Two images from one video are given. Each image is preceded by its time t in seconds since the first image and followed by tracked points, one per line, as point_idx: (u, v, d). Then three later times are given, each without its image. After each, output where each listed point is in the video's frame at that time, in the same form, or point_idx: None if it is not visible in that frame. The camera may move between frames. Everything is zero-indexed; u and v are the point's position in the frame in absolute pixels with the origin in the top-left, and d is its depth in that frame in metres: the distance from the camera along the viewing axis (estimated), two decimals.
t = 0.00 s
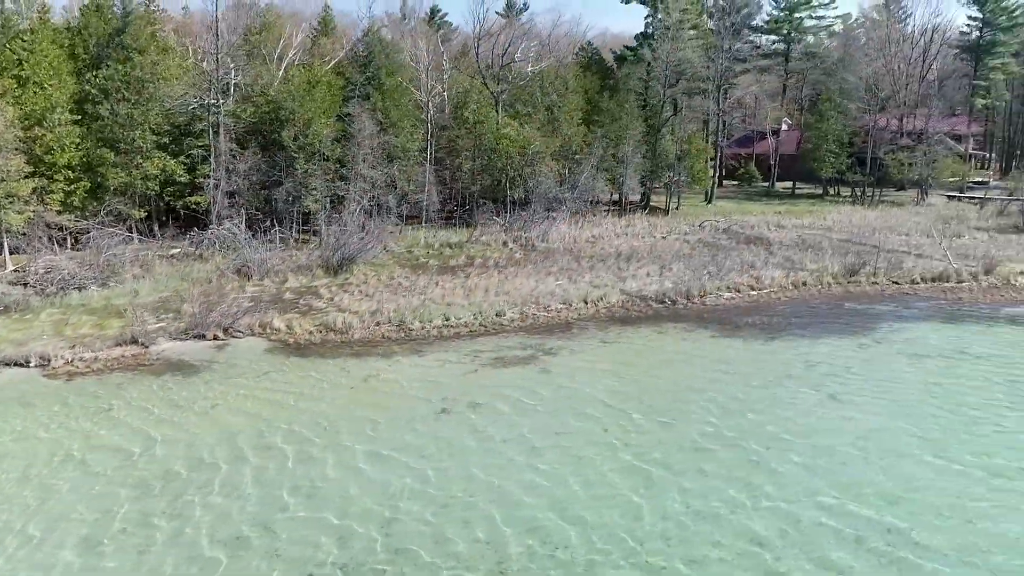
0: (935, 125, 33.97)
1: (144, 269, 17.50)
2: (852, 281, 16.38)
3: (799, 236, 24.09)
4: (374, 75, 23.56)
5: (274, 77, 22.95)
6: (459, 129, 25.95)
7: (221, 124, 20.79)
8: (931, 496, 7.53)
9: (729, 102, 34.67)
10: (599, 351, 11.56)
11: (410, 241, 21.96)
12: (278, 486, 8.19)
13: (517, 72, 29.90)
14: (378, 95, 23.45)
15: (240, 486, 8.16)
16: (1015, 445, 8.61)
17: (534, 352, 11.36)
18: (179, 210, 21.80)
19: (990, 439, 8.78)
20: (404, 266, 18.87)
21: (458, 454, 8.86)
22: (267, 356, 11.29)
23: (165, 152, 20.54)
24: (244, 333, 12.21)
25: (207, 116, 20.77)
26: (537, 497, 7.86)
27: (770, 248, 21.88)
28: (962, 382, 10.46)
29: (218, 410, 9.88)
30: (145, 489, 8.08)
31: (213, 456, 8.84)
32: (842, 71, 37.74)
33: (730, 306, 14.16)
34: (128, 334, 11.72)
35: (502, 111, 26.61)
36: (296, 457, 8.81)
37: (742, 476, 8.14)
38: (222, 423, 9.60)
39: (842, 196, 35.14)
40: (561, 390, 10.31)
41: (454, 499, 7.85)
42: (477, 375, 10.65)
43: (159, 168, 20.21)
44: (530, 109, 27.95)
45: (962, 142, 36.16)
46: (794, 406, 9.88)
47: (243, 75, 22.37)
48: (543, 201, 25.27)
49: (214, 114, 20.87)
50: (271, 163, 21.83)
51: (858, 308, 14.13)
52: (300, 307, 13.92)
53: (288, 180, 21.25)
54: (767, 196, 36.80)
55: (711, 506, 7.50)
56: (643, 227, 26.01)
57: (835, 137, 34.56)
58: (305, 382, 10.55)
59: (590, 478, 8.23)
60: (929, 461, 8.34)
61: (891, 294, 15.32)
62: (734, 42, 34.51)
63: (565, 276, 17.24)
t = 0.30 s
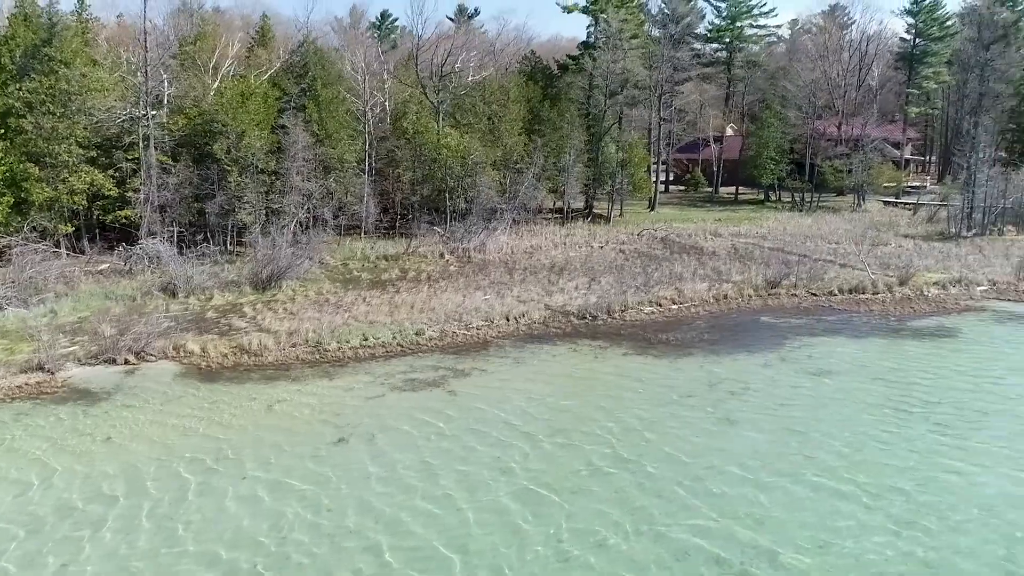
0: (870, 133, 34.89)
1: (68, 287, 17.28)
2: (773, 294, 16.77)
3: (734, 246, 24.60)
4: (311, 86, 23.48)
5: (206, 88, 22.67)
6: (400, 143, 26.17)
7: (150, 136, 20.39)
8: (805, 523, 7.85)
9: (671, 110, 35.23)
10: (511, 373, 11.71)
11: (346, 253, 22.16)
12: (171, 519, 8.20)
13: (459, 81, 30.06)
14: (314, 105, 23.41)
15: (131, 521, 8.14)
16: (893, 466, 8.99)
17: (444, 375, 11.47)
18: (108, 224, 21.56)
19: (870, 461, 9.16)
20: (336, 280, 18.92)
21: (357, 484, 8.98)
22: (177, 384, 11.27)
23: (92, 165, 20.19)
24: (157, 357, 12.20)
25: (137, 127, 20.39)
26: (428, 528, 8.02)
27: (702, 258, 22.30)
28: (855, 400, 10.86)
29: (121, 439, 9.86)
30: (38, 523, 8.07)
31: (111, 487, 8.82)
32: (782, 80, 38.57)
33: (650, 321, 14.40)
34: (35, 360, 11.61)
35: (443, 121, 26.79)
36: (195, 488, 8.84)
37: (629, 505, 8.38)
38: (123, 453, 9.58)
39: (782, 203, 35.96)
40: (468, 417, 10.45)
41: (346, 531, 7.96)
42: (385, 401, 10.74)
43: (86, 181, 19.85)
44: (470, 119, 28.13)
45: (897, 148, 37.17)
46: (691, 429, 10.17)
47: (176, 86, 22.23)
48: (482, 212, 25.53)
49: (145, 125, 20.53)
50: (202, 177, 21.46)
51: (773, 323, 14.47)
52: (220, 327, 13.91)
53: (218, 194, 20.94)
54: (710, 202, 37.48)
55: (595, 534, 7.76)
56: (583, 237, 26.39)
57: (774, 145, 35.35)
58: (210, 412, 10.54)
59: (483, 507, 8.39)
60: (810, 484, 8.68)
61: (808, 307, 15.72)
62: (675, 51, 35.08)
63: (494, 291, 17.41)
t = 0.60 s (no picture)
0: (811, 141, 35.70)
1: None
2: (698, 307, 17.12)
3: (672, 256, 25.01)
4: (246, 98, 23.57)
5: (140, 101, 22.37)
6: (341, 154, 26.26)
7: (82, 149, 20.03)
8: (688, 547, 8.15)
9: (616, 118, 35.68)
10: (426, 396, 11.81)
11: (283, 266, 22.34)
12: (66, 554, 8.16)
13: (402, 91, 30.14)
14: (251, 118, 23.39)
15: (24, 557, 8.09)
16: (783, 489, 9.34)
17: (357, 399, 11.54)
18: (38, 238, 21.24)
19: (761, 484, 9.49)
20: (269, 296, 18.92)
21: (260, 512, 9.06)
22: (87, 412, 11.21)
23: (20, 179, 19.78)
24: (70, 382, 12.11)
25: (67, 141, 20.02)
26: (324, 557, 8.14)
27: (638, 269, 22.63)
28: (757, 418, 11.23)
29: (22, 471, 9.77)
30: None
31: (9, 522, 8.74)
32: (726, 88, 39.28)
33: (572, 337, 14.65)
34: None
35: (385, 132, 26.92)
36: (95, 520, 8.82)
37: (524, 531, 8.59)
38: (23, 484, 9.50)
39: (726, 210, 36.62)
40: (378, 443, 10.54)
41: (242, 563, 8.04)
42: (295, 426, 10.82)
43: (15, 195, 19.39)
44: (412, 130, 28.26)
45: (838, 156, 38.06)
46: (596, 452, 10.40)
47: (109, 98, 21.87)
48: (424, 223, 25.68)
49: (75, 139, 20.16)
50: (135, 192, 21.21)
51: (693, 338, 14.78)
52: (140, 349, 13.83)
53: (152, 208, 20.79)
54: (657, 209, 38.00)
55: (487, 562, 7.97)
56: (525, 247, 26.66)
57: (718, 153, 35.97)
58: (117, 441, 10.50)
59: (381, 536, 8.54)
60: (699, 506, 9.01)
61: (730, 320, 16.07)
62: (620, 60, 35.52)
63: (425, 306, 17.51)
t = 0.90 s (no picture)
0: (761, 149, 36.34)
1: None
2: (632, 322, 17.42)
3: (618, 266, 25.34)
4: (190, 110, 23.37)
5: (81, 113, 22.06)
6: (288, 165, 26.30)
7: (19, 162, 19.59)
8: (585, 570, 8.38)
9: (570, 127, 36.00)
10: (347, 419, 11.93)
11: (227, 279, 22.41)
12: None
13: (353, 102, 30.22)
14: (195, 130, 23.30)
15: None
16: (684, 510, 9.64)
17: (277, 424, 11.63)
18: None
19: (666, 505, 9.78)
20: (209, 312, 18.92)
21: (169, 540, 9.12)
22: (3, 439, 11.18)
23: None
24: None
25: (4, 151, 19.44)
26: None
27: (583, 280, 22.93)
28: (670, 437, 11.53)
29: None
30: None
31: None
32: (680, 97, 39.81)
33: (505, 354, 14.84)
34: None
35: (335, 144, 26.99)
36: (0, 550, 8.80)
37: (430, 556, 8.75)
38: None
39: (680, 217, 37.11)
40: (295, 468, 10.63)
41: None
42: (212, 452, 10.90)
43: None
44: (362, 141, 28.38)
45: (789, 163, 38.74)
46: (511, 474, 10.60)
47: (49, 111, 21.52)
48: (373, 234, 25.73)
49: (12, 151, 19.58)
50: (76, 207, 21.00)
51: (621, 354, 15.06)
52: (67, 371, 13.80)
53: (93, 224, 20.65)
54: (612, 216, 38.40)
55: None
56: (475, 257, 26.87)
57: (672, 161, 36.36)
58: (32, 470, 10.47)
59: (287, 562, 8.67)
60: (601, 528, 9.26)
61: (661, 335, 16.36)
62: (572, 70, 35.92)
63: (363, 322, 17.62)
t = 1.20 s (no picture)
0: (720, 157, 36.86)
1: None
2: (574, 337, 17.65)
3: (572, 277, 25.60)
4: (140, 124, 23.36)
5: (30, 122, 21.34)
6: (242, 178, 26.35)
7: None
8: None
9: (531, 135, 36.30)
10: (275, 441, 12.09)
11: (179, 293, 22.42)
12: None
13: (310, 113, 30.30)
14: (146, 144, 23.31)
15: None
16: (597, 530, 9.91)
17: (204, 449, 11.75)
18: None
19: (581, 526, 10.03)
20: (155, 329, 18.94)
21: (90, 564, 9.18)
22: None
23: None
24: None
25: None
26: None
27: (535, 292, 23.16)
28: (591, 456, 11.80)
29: None
30: None
31: None
32: (640, 105, 40.25)
33: (442, 372, 15.05)
34: None
35: (290, 156, 27.09)
36: None
37: None
38: None
39: (640, 225, 37.62)
40: (222, 493, 10.73)
41: None
42: (137, 478, 11.00)
43: None
44: (318, 152, 28.52)
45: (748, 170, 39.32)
46: (434, 494, 10.81)
47: None
48: (329, 245, 26.08)
49: None
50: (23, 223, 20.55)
51: (558, 371, 15.28)
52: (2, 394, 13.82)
53: (38, 240, 20.44)
54: (574, 224, 38.74)
55: None
56: (431, 268, 27.07)
57: (631, 169, 37.06)
58: None
59: None
60: (515, 549, 9.50)
61: (600, 351, 16.61)
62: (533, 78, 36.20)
63: (308, 339, 17.72)
